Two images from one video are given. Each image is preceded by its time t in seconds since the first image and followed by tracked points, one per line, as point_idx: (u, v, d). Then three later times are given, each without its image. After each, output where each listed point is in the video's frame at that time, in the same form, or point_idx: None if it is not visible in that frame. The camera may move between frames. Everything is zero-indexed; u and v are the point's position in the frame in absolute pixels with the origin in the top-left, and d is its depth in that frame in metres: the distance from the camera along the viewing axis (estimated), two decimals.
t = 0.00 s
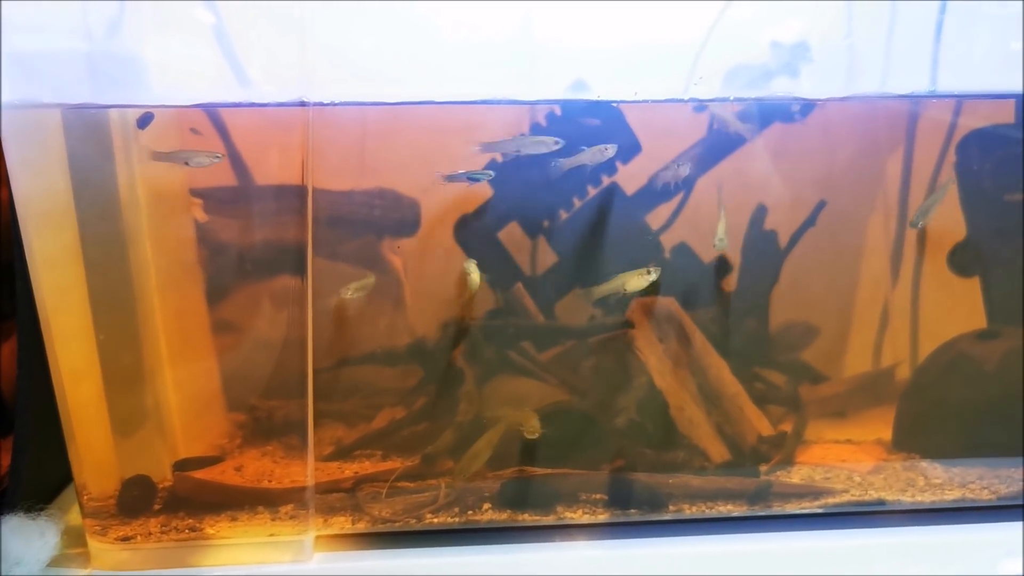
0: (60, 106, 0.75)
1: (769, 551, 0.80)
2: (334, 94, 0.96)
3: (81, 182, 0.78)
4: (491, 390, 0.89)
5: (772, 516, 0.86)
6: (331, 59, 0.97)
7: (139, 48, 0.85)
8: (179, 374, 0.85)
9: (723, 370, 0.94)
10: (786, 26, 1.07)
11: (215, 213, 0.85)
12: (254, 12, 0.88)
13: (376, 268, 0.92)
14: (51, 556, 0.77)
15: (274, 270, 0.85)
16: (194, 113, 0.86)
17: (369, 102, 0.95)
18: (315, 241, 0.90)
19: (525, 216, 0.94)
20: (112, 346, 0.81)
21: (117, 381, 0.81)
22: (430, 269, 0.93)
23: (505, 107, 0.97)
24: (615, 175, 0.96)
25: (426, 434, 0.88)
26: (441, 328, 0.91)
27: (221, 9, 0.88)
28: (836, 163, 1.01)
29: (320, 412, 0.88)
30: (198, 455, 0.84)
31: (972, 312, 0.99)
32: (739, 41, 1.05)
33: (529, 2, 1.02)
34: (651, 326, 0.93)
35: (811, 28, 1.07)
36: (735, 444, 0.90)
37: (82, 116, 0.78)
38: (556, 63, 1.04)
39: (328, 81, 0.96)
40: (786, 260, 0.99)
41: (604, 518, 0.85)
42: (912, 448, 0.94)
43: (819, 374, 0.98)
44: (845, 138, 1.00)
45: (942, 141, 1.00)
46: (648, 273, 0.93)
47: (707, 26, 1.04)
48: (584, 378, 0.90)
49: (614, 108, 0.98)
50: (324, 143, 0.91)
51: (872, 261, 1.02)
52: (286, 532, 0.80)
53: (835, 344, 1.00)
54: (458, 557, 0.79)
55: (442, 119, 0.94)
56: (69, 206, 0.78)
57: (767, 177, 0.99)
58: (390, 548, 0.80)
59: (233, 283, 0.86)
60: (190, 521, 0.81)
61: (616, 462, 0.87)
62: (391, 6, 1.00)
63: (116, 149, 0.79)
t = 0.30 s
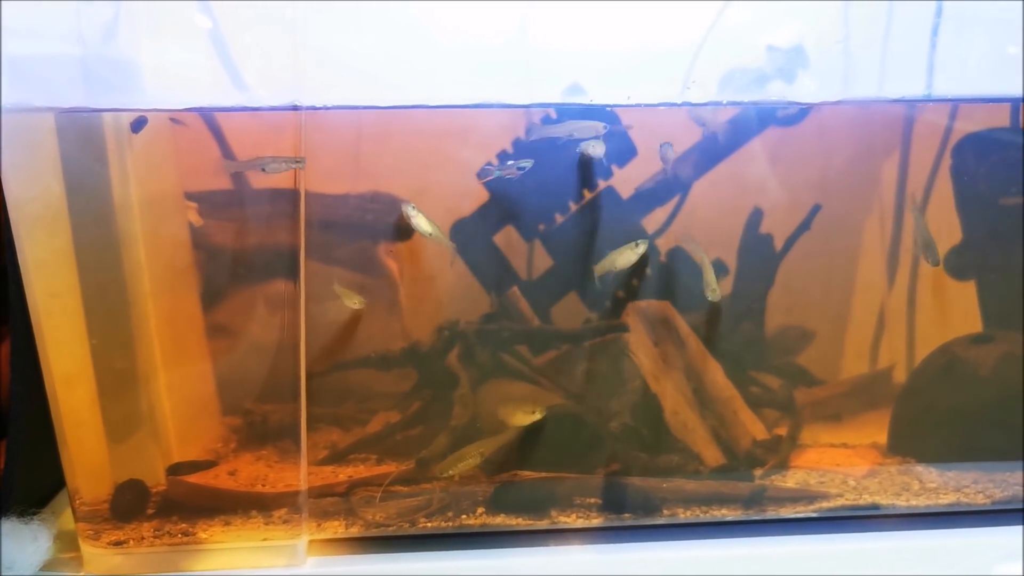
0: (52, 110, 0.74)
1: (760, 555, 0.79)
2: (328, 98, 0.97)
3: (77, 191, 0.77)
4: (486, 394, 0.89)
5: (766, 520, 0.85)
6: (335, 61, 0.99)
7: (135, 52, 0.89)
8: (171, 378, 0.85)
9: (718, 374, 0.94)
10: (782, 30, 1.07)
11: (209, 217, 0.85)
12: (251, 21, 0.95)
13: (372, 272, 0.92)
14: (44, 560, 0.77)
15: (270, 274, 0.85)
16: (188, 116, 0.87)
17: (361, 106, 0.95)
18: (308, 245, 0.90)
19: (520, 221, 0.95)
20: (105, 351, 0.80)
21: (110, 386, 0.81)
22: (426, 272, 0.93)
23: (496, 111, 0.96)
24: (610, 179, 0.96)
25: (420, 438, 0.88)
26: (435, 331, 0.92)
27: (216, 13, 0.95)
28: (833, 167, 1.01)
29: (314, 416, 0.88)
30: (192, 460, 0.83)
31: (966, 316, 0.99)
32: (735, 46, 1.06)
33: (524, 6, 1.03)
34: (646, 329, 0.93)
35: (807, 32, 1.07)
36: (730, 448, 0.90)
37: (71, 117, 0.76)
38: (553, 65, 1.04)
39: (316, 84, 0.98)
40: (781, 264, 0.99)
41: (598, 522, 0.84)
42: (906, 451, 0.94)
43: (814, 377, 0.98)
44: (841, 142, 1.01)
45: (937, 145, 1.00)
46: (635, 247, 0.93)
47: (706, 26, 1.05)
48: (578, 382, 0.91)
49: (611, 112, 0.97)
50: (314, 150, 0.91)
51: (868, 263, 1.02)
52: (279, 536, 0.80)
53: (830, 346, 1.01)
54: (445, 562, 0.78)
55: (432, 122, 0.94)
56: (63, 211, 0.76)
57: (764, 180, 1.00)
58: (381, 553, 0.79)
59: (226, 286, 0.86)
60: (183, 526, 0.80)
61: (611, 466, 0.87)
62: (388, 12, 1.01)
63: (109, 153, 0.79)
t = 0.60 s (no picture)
0: (43, 107, 0.72)
1: (752, 554, 0.79)
2: (322, 97, 0.98)
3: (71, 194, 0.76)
4: (480, 394, 0.89)
5: (759, 520, 0.84)
6: (334, 64, 1.00)
7: (128, 52, 0.89)
8: (165, 378, 0.86)
9: (712, 373, 0.93)
10: (779, 30, 1.07)
11: (203, 217, 0.86)
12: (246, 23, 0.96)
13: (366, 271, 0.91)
14: (36, 560, 0.76)
15: (260, 273, 0.86)
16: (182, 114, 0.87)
17: (353, 104, 0.95)
18: (301, 244, 0.90)
19: (515, 221, 0.95)
20: (96, 350, 0.80)
21: (103, 386, 0.81)
22: (422, 272, 0.93)
23: (490, 110, 0.96)
24: (606, 179, 0.96)
25: (413, 438, 0.89)
26: (429, 331, 0.92)
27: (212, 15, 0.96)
28: (828, 168, 1.00)
29: (307, 416, 0.89)
30: (185, 459, 0.84)
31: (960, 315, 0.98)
32: (731, 46, 1.06)
33: (520, 9, 1.03)
34: (641, 328, 0.93)
35: (802, 32, 1.07)
36: (725, 448, 0.90)
37: (63, 117, 0.76)
38: (548, 66, 1.04)
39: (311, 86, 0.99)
40: (775, 264, 0.99)
41: (592, 522, 0.83)
42: (900, 450, 0.94)
43: (809, 378, 0.98)
44: (836, 140, 1.00)
45: (933, 144, 1.00)
46: (647, 203, 0.94)
47: (702, 26, 1.05)
48: (574, 382, 0.90)
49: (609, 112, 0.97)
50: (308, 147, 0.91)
51: (864, 262, 1.01)
52: (271, 536, 0.78)
53: (825, 350, 1.00)
54: (435, 561, 0.77)
55: (426, 121, 0.94)
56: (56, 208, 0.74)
57: (761, 180, 1.00)
58: (371, 553, 0.78)
59: (220, 287, 0.87)
60: (175, 526, 0.79)
61: (605, 466, 0.87)
62: (386, 13, 1.01)
63: (102, 151, 0.80)
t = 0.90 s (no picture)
0: (32, 107, 0.71)
1: (742, 551, 0.79)
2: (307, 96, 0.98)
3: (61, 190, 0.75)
4: (471, 393, 0.89)
5: (750, 518, 0.84)
6: (325, 64, 1.00)
7: (118, 48, 0.88)
8: (155, 377, 0.85)
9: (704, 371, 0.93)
10: (770, 30, 1.07)
11: (195, 216, 0.86)
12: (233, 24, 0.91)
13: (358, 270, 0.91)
14: (24, 560, 0.76)
15: (252, 274, 0.86)
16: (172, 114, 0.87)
17: (338, 102, 0.96)
18: (289, 243, 0.90)
19: (506, 218, 0.94)
20: (85, 348, 0.79)
21: (92, 384, 0.80)
22: (413, 271, 0.93)
23: (478, 108, 0.97)
24: (598, 177, 0.96)
25: (405, 436, 0.88)
26: (421, 330, 0.92)
27: (205, 15, 0.93)
28: (822, 164, 1.01)
29: (298, 415, 0.88)
30: (175, 458, 0.83)
31: (952, 312, 0.99)
32: (724, 44, 1.06)
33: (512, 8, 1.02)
34: (631, 326, 0.93)
35: (794, 30, 1.07)
36: (716, 445, 0.90)
37: (52, 115, 0.76)
38: (540, 64, 1.04)
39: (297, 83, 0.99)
40: (766, 261, 0.99)
41: (581, 520, 0.83)
42: (891, 448, 0.94)
43: (799, 374, 0.97)
44: (826, 138, 1.01)
45: (925, 141, 1.00)
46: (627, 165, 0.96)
47: (693, 26, 1.05)
48: (565, 379, 0.90)
49: (598, 110, 0.98)
50: (295, 145, 0.92)
51: (856, 261, 1.00)
52: (260, 535, 0.78)
53: (818, 348, 0.98)
54: (425, 560, 0.77)
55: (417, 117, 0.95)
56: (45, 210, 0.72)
57: (753, 177, 1.00)
58: (362, 553, 0.78)
59: (211, 286, 0.86)
60: (165, 525, 0.79)
61: (596, 464, 0.87)
62: (378, 11, 1.01)
63: (91, 149, 0.80)
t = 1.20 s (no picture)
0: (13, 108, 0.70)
1: (720, 552, 0.79)
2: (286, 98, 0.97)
3: (42, 188, 0.72)
4: (453, 395, 0.90)
5: (731, 518, 0.85)
6: (307, 65, 1.00)
7: (100, 50, 0.90)
8: (136, 379, 0.85)
9: (685, 372, 0.94)
10: (756, 31, 1.07)
11: (177, 216, 0.86)
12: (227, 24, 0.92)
13: (343, 272, 0.91)
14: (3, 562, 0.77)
15: (232, 276, 0.86)
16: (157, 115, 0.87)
17: (319, 104, 0.95)
18: (270, 244, 0.90)
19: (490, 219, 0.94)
20: (65, 349, 0.77)
21: (72, 386, 0.79)
22: (400, 270, 0.93)
23: (456, 108, 0.97)
24: (581, 178, 0.96)
25: (388, 438, 0.88)
26: (405, 331, 0.92)
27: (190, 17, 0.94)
28: (806, 167, 1.01)
29: (281, 417, 0.88)
30: (156, 460, 0.83)
31: (934, 313, 0.99)
32: (709, 45, 1.06)
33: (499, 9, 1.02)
34: (615, 326, 0.93)
35: (778, 32, 1.07)
36: (695, 446, 0.90)
37: (31, 116, 0.75)
38: (527, 65, 1.04)
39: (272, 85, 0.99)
40: (749, 261, 0.99)
41: (563, 521, 0.84)
42: (871, 448, 0.95)
43: (783, 375, 0.98)
44: (816, 140, 1.01)
45: (908, 143, 1.01)
46: (613, 144, 0.96)
47: (678, 26, 1.05)
48: (547, 380, 0.90)
49: (586, 113, 0.98)
50: (273, 147, 0.91)
51: (839, 263, 1.02)
52: (241, 537, 0.79)
53: (802, 347, 1.00)
54: (405, 562, 0.77)
55: (395, 117, 0.95)
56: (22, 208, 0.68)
57: (739, 177, 1.00)
58: (343, 554, 0.78)
59: (194, 288, 0.86)
60: (145, 527, 0.79)
61: (577, 464, 0.87)
62: (364, 11, 1.01)
63: (71, 150, 0.78)
